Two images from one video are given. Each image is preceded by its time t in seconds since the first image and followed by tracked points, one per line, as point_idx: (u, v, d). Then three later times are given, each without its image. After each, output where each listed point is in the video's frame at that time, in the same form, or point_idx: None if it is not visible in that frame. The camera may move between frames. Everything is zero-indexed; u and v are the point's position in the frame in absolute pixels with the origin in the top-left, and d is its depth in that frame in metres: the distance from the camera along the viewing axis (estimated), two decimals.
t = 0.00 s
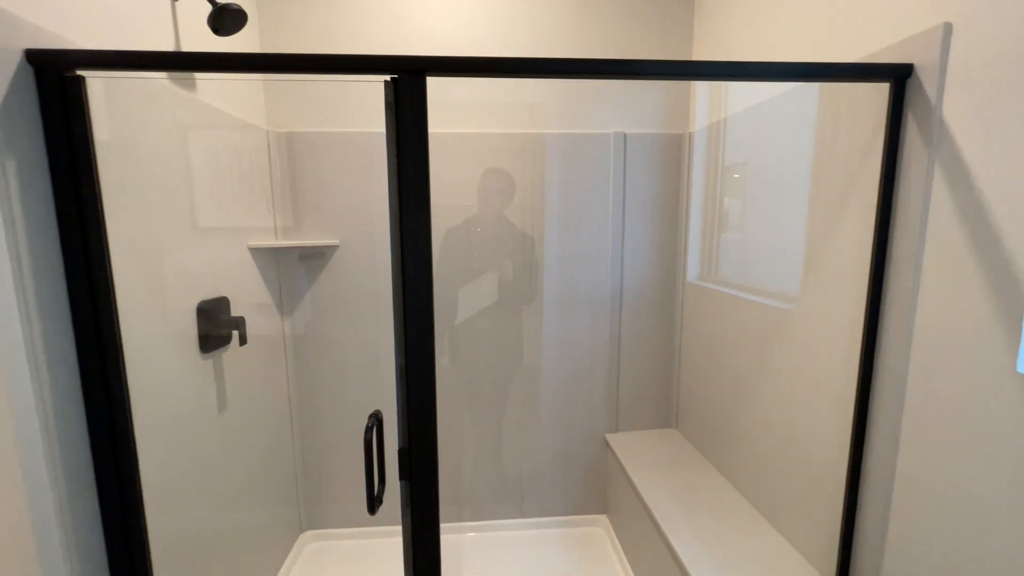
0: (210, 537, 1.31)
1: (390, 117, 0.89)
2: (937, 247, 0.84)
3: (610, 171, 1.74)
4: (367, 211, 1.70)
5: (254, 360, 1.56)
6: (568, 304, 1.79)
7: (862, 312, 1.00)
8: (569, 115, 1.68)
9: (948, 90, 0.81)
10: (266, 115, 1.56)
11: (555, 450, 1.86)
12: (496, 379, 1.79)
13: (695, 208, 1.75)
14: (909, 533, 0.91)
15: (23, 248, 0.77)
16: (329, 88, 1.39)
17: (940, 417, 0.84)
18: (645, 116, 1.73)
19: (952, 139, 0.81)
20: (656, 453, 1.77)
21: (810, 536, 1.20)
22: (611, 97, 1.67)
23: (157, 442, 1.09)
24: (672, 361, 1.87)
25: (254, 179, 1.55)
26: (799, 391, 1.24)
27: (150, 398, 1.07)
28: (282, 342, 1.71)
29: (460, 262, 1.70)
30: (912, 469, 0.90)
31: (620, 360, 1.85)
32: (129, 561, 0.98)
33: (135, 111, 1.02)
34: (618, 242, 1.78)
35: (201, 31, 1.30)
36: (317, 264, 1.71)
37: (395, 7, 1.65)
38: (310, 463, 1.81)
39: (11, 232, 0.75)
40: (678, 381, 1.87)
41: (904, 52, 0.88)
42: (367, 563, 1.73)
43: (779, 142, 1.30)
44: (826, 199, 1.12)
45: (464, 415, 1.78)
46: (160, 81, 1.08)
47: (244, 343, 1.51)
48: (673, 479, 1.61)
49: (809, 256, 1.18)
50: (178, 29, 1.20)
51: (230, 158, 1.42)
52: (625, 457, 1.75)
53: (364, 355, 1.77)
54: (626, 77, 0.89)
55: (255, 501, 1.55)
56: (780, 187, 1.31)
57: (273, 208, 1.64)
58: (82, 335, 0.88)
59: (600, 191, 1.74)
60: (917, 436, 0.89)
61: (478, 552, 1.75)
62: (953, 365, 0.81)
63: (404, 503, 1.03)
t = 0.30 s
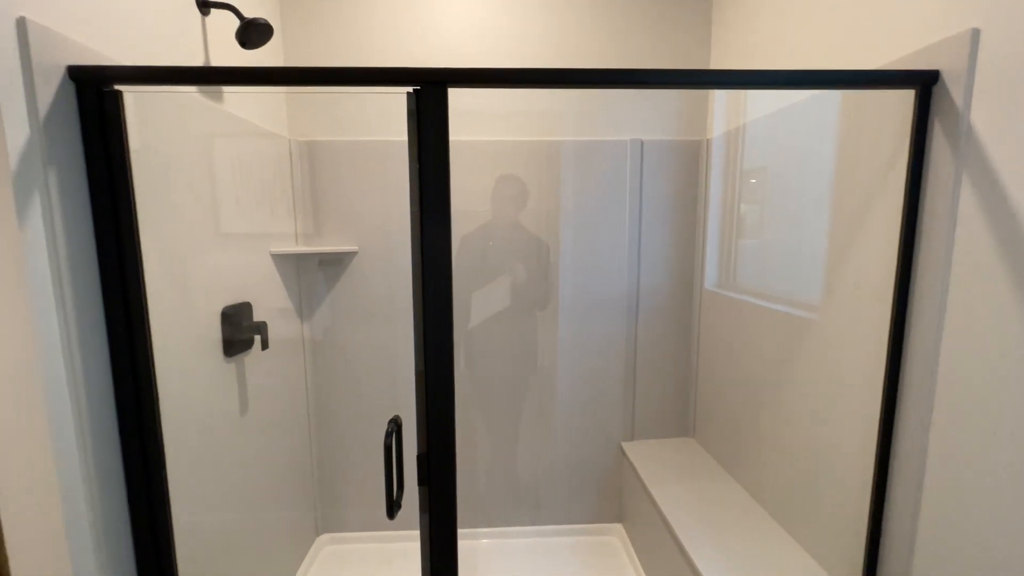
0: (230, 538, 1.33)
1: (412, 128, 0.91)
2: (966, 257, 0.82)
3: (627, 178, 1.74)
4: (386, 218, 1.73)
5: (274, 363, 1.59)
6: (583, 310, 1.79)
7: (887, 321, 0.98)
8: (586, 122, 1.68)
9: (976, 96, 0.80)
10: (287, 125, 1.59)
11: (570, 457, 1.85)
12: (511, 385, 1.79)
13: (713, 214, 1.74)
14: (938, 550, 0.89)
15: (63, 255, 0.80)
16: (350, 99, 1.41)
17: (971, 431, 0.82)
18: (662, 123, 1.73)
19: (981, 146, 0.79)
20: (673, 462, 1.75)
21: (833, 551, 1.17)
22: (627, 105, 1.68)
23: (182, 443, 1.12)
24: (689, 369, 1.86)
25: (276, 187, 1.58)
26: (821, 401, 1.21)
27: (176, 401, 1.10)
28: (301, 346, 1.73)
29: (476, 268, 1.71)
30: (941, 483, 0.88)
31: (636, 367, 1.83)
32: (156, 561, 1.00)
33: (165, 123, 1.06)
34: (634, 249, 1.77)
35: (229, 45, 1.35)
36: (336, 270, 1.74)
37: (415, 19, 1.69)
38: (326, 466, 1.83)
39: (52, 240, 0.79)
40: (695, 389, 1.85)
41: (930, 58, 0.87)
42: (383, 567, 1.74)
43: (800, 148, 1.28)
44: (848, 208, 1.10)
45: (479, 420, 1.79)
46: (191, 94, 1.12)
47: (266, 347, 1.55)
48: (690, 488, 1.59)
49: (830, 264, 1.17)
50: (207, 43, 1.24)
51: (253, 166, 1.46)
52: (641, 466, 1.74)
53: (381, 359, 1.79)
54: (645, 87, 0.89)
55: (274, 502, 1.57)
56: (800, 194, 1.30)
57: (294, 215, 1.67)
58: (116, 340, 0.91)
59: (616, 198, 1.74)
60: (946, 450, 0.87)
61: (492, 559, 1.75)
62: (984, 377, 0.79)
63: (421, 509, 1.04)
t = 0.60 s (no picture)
0: (246, 541, 1.35)
1: (429, 138, 0.93)
2: (992, 265, 0.81)
3: (641, 185, 1.73)
4: (400, 225, 1.74)
5: (290, 368, 1.62)
6: (596, 317, 1.78)
7: (910, 331, 0.97)
8: (599, 130, 1.69)
9: (1002, 103, 0.79)
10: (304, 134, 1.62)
11: (583, 465, 1.84)
12: (524, 392, 1.79)
13: (728, 221, 1.73)
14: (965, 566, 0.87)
15: (91, 262, 0.83)
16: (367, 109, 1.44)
17: (1000, 443, 0.80)
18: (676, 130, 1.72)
19: (1007, 153, 0.78)
20: (687, 471, 1.73)
21: (855, 565, 1.14)
22: (640, 112, 1.67)
23: (201, 446, 1.13)
24: (704, 378, 1.83)
25: (293, 194, 1.61)
26: (841, 411, 1.19)
27: (196, 405, 1.12)
28: (316, 351, 1.75)
29: (489, 274, 1.72)
30: (967, 496, 0.86)
31: (649, 374, 1.82)
32: (175, 563, 1.02)
33: (188, 133, 1.09)
34: (648, 255, 1.76)
35: (250, 57, 1.38)
36: (351, 276, 1.76)
37: (430, 29, 1.71)
38: (339, 471, 1.84)
39: (81, 248, 0.81)
40: (710, 398, 1.83)
41: (953, 65, 0.86)
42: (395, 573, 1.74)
43: (817, 154, 1.27)
44: (868, 215, 1.08)
45: (492, 427, 1.79)
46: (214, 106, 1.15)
47: (282, 352, 1.57)
48: (705, 498, 1.57)
49: (850, 272, 1.15)
50: (230, 56, 1.27)
51: (271, 174, 1.49)
52: (654, 474, 1.72)
53: (395, 365, 1.80)
54: (662, 95, 0.89)
55: (288, 506, 1.59)
56: (818, 201, 1.28)
57: (311, 222, 1.70)
58: (140, 345, 0.93)
59: (630, 204, 1.74)
60: (972, 462, 0.85)
61: (504, 566, 1.74)
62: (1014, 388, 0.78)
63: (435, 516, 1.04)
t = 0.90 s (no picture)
0: (259, 544, 1.36)
1: (443, 148, 0.94)
2: (1015, 274, 0.80)
3: (652, 191, 1.73)
4: (413, 232, 1.76)
5: (304, 373, 1.63)
6: (607, 324, 1.77)
7: (929, 341, 0.96)
8: (611, 138, 1.69)
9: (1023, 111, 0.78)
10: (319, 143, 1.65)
11: (595, 473, 1.83)
12: (534, 399, 1.79)
13: (741, 228, 1.72)
14: None
15: (116, 271, 0.85)
16: (381, 119, 1.46)
17: None
18: (688, 136, 1.72)
19: None
20: (700, 480, 1.71)
21: None
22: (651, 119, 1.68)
23: (217, 450, 1.15)
24: (717, 386, 1.81)
25: (308, 202, 1.64)
26: (858, 422, 1.17)
27: (212, 409, 1.14)
28: (329, 357, 1.77)
29: (500, 280, 1.73)
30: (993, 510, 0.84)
31: (661, 382, 1.80)
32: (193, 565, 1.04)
33: (208, 144, 1.12)
34: (660, 262, 1.76)
35: (268, 68, 1.41)
36: (363, 282, 1.78)
37: (443, 39, 1.73)
38: (350, 476, 1.85)
39: (107, 256, 0.83)
40: (723, 407, 1.81)
41: (973, 72, 0.86)
42: None
43: (831, 161, 1.26)
44: (884, 223, 1.07)
45: (502, 433, 1.79)
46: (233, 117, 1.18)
47: (296, 358, 1.59)
48: (719, 508, 1.55)
49: (866, 280, 1.14)
50: (249, 67, 1.30)
51: (287, 182, 1.52)
52: (666, 483, 1.70)
53: (407, 371, 1.81)
54: (674, 104, 0.89)
55: (301, 510, 1.60)
56: (833, 208, 1.27)
57: (325, 229, 1.72)
58: (161, 350, 0.95)
59: (641, 211, 1.73)
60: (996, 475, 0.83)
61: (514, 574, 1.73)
62: None
63: (448, 523, 1.05)
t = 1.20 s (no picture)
0: (267, 547, 1.36)
1: (452, 153, 0.94)
2: None
3: (662, 196, 1.72)
4: (421, 237, 1.77)
5: (312, 377, 1.64)
6: (616, 329, 1.76)
7: (948, 348, 0.94)
8: (620, 142, 1.69)
9: None
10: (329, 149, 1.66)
11: (603, 480, 1.81)
12: (542, 405, 1.78)
13: (751, 233, 1.70)
14: None
15: (129, 274, 0.86)
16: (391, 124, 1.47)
17: None
18: (697, 141, 1.71)
19: None
20: (710, 488, 1.68)
21: None
22: (660, 123, 1.67)
23: (226, 453, 1.16)
24: (728, 393, 1.79)
25: (317, 207, 1.65)
26: (874, 430, 1.15)
27: (222, 413, 1.14)
28: (338, 361, 1.78)
29: (508, 285, 1.73)
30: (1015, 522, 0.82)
31: (670, 388, 1.79)
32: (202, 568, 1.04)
33: (219, 149, 1.13)
34: (669, 267, 1.74)
35: (280, 75, 1.43)
36: (372, 287, 1.79)
37: (452, 46, 1.75)
38: (358, 480, 1.85)
39: (120, 260, 0.84)
40: (734, 413, 1.78)
41: (991, 73, 0.84)
42: None
43: (843, 166, 1.25)
44: (899, 229, 1.05)
45: (510, 439, 1.78)
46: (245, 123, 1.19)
47: (305, 362, 1.60)
48: (730, 517, 1.52)
49: (880, 286, 1.12)
50: (261, 75, 1.32)
51: (297, 187, 1.53)
52: (676, 490, 1.68)
53: (415, 375, 1.81)
54: (685, 108, 0.89)
55: (309, 514, 1.60)
56: (846, 212, 1.25)
57: (334, 234, 1.73)
58: (172, 353, 0.96)
59: (650, 216, 1.72)
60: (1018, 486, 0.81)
61: None
62: None
63: (455, 529, 1.04)
